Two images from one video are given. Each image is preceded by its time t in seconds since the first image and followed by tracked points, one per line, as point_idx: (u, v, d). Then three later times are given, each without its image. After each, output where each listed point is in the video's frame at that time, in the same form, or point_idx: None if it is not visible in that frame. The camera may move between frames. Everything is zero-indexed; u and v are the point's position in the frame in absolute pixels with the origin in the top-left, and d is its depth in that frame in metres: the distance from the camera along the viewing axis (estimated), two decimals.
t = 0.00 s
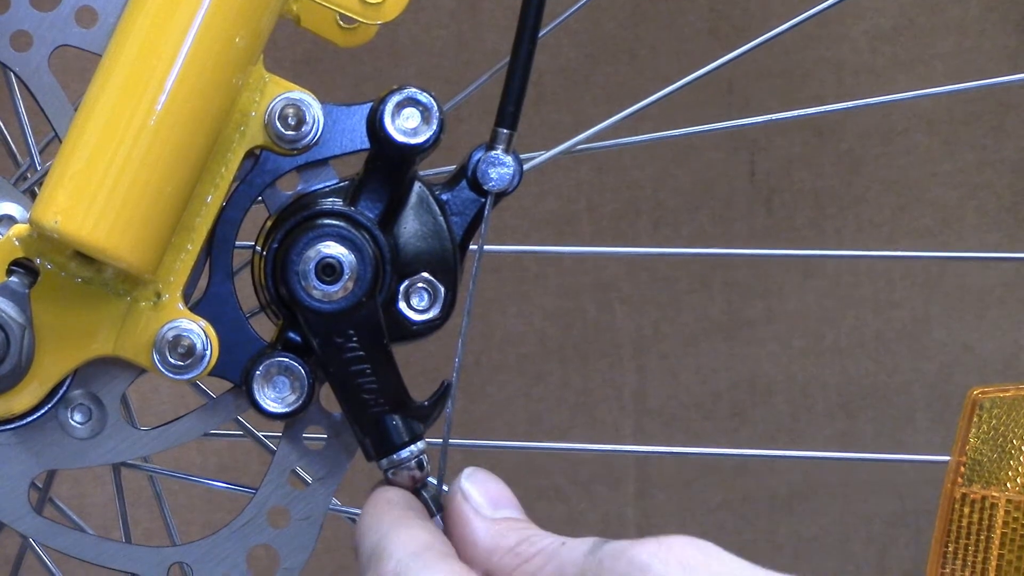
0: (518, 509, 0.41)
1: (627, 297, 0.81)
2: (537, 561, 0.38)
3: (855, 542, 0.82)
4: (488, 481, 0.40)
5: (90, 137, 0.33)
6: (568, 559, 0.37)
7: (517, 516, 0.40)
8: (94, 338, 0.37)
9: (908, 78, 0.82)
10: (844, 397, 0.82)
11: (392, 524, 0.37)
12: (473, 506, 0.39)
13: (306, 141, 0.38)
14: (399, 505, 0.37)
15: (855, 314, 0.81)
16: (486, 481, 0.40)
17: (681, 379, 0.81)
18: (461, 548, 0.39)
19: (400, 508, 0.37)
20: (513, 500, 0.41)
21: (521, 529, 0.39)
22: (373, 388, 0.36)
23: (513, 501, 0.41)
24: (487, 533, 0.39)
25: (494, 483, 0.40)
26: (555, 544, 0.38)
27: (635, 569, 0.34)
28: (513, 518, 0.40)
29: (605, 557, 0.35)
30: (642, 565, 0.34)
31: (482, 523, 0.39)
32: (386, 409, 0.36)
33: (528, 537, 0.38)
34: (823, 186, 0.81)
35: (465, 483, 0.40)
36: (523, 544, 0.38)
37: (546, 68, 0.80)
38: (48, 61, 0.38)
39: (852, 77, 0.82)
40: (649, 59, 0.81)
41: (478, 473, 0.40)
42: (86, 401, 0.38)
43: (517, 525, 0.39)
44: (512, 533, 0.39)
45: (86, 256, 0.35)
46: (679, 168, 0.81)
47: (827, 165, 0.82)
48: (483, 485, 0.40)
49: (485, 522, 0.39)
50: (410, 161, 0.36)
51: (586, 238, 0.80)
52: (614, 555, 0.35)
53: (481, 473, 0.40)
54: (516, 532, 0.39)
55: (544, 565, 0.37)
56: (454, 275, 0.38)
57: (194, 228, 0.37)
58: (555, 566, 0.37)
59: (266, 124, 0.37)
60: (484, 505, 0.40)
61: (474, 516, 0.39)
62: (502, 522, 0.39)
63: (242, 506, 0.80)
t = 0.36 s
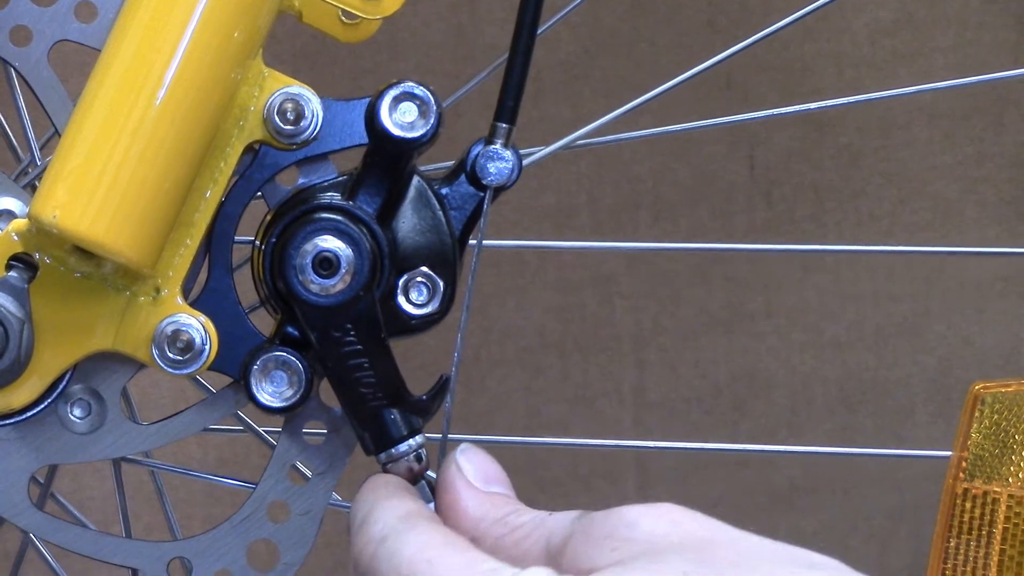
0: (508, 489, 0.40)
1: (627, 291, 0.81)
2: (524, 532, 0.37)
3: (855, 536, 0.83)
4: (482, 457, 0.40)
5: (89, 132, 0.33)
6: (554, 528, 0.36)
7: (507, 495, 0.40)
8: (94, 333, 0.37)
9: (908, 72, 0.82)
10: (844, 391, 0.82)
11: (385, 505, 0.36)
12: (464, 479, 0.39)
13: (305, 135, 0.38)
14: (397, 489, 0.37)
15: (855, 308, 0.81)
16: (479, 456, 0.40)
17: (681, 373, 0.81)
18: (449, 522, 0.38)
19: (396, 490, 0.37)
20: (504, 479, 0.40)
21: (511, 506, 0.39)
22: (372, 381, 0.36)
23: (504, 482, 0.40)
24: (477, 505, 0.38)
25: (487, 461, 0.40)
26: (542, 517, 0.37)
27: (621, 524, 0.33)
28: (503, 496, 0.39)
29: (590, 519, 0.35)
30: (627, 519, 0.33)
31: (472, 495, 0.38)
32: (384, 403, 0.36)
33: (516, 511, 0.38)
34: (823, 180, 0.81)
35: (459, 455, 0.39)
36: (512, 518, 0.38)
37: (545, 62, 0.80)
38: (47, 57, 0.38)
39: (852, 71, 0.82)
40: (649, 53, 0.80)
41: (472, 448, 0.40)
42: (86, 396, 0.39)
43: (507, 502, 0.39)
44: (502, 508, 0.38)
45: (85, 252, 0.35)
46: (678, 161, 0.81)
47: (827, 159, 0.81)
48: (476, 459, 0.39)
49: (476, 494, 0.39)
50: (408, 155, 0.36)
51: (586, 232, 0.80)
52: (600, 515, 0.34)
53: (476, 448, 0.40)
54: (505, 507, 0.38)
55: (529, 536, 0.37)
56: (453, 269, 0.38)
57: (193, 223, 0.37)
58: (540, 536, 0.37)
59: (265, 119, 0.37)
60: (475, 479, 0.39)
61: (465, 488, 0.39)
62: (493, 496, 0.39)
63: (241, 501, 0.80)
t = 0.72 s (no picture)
0: (500, 477, 0.40)
1: (622, 278, 0.81)
2: (508, 536, 0.37)
3: (852, 524, 0.83)
4: (474, 448, 0.39)
5: (84, 122, 0.33)
6: (535, 533, 0.36)
7: (498, 485, 0.40)
8: (92, 323, 0.37)
9: (905, 59, 0.81)
10: (841, 378, 0.82)
11: (371, 507, 0.36)
12: (454, 473, 0.39)
13: (301, 126, 0.38)
14: (392, 493, 0.37)
15: (852, 296, 0.81)
16: (471, 447, 0.39)
17: (677, 360, 0.81)
18: (439, 516, 0.38)
19: (389, 493, 0.37)
20: (496, 468, 0.40)
21: (501, 501, 0.39)
22: (368, 371, 0.36)
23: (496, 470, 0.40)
24: (467, 504, 0.38)
25: (480, 451, 0.40)
26: (527, 518, 0.37)
27: (590, 541, 0.33)
28: (494, 488, 0.39)
29: (566, 529, 0.35)
30: (596, 534, 0.33)
31: (462, 491, 0.38)
32: (381, 392, 0.36)
33: (505, 510, 0.38)
34: (820, 167, 0.81)
35: (450, 448, 0.39)
36: (499, 517, 0.38)
37: (540, 50, 0.80)
38: (43, 47, 0.38)
39: (849, 58, 0.81)
40: (645, 40, 0.80)
41: (465, 438, 0.40)
42: (84, 386, 0.39)
43: (497, 496, 0.39)
44: (491, 506, 0.38)
45: (82, 241, 0.35)
46: (675, 148, 0.81)
47: (824, 146, 0.81)
48: (468, 452, 0.39)
49: (466, 490, 0.38)
50: (404, 146, 0.36)
51: (582, 220, 0.80)
52: (574, 526, 0.34)
53: (468, 439, 0.39)
54: (494, 504, 0.39)
55: (512, 539, 0.37)
56: (450, 260, 0.38)
57: (190, 214, 0.37)
58: (523, 540, 0.37)
59: (262, 109, 0.37)
60: (466, 473, 0.39)
61: (455, 484, 0.38)
62: (483, 493, 0.39)
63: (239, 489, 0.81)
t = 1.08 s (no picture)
0: (484, 456, 0.40)
1: (604, 257, 0.82)
2: (490, 517, 0.37)
3: (843, 501, 0.83)
4: (461, 427, 0.39)
5: (63, 102, 0.33)
6: (516, 515, 0.37)
7: (483, 465, 0.40)
8: (75, 303, 0.37)
9: (889, 34, 0.81)
10: (830, 354, 0.82)
11: (354, 482, 0.38)
12: (440, 451, 0.39)
13: (281, 106, 0.37)
14: (377, 473, 0.39)
15: (839, 271, 0.82)
16: (457, 427, 0.39)
17: (662, 336, 0.82)
18: (423, 494, 0.39)
19: (375, 472, 0.39)
20: (481, 448, 0.40)
21: (485, 482, 0.39)
22: (347, 348, 0.36)
23: (481, 448, 0.41)
24: (451, 483, 0.38)
25: (466, 430, 0.40)
26: (509, 499, 0.38)
27: (569, 525, 0.33)
28: (479, 468, 0.40)
29: (546, 513, 0.35)
30: (575, 518, 0.33)
31: (447, 470, 0.39)
32: (363, 368, 0.36)
33: (488, 491, 0.38)
34: (803, 142, 0.81)
35: (437, 426, 0.39)
36: (482, 498, 0.38)
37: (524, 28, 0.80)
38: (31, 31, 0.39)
39: (833, 32, 0.81)
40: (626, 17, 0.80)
41: (451, 417, 0.40)
42: (70, 367, 0.39)
43: (482, 477, 0.39)
44: (475, 486, 0.39)
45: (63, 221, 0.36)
46: (657, 124, 0.81)
47: (807, 122, 0.82)
48: (454, 430, 0.39)
49: (451, 469, 0.39)
50: (381, 124, 0.36)
51: (564, 198, 0.81)
52: (554, 509, 0.34)
53: (455, 418, 0.39)
54: (478, 484, 0.39)
55: (494, 521, 0.37)
56: (432, 239, 0.38)
57: (171, 194, 0.37)
58: (504, 521, 0.37)
59: (242, 90, 0.37)
60: (451, 452, 0.39)
61: (440, 463, 0.39)
62: (468, 473, 0.39)
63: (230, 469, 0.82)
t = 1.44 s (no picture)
0: (462, 441, 0.40)
1: (586, 232, 0.83)
2: (475, 504, 0.37)
3: (833, 479, 0.84)
4: (436, 412, 0.39)
5: (53, 86, 0.33)
6: (502, 502, 0.36)
7: (462, 451, 0.40)
8: (67, 286, 0.38)
9: (873, 11, 0.81)
10: (818, 333, 0.83)
11: (340, 468, 0.38)
12: (417, 439, 0.38)
13: (270, 89, 0.38)
14: (361, 459, 0.39)
15: (827, 249, 0.82)
16: (433, 413, 0.39)
17: (646, 315, 0.83)
18: (404, 482, 0.38)
19: (357, 458, 0.39)
20: (458, 432, 0.40)
21: (465, 467, 0.39)
22: (332, 333, 0.36)
23: (456, 433, 0.40)
24: (431, 469, 0.38)
25: (442, 415, 0.39)
26: (493, 485, 0.37)
27: (561, 515, 0.33)
28: (458, 454, 0.39)
29: (534, 500, 0.35)
30: (566, 509, 0.33)
31: (426, 456, 0.38)
32: (346, 354, 0.36)
33: (469, 478, 0.38)
34: (788, 121, 0.82)
35: (413, 414, 0.38)
36: (463, 484, 0.38)
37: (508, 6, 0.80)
38: (25, 15, 0.40)
39: (816, 10, 0.81)
40: None
41: (426, 403, 0.39)
42: (63, 350, 0.39)
43: (461, 462, 0.39)
44: (455, 473, 0.38)
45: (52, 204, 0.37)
46: (639, 103, 0.82)
47: (794, 100, 0.82)
48: (430, 417, 0.38)
49: (430, 456, 0.38)
50: (370, 107, 0.37)
51: (542, 174, 0.82)
52: (542, 497, 0.34)
53: (429, 403, 0.39)
54: (458, 470, 0.38)
55: (477, 508, 0.37)
56: (422, 224, 0.38)
57: (160, 178, 0.38)
58: (489, 508, 0.36)
59: (232, 73, 0.38)
60: (429, 438, 0.38)
61: (419, 450, 0.38)
62: (447, 459, 0.38)
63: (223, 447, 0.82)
